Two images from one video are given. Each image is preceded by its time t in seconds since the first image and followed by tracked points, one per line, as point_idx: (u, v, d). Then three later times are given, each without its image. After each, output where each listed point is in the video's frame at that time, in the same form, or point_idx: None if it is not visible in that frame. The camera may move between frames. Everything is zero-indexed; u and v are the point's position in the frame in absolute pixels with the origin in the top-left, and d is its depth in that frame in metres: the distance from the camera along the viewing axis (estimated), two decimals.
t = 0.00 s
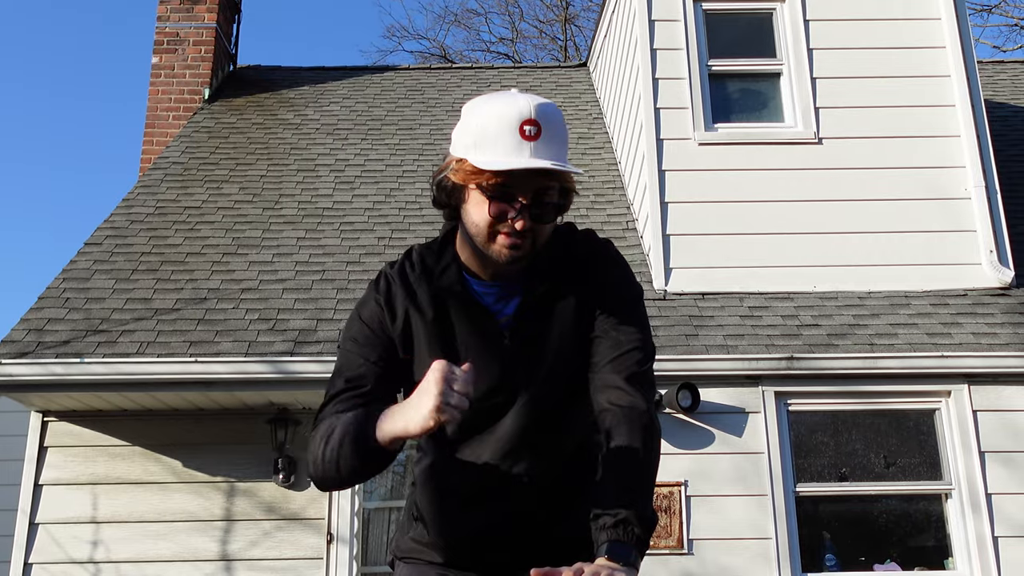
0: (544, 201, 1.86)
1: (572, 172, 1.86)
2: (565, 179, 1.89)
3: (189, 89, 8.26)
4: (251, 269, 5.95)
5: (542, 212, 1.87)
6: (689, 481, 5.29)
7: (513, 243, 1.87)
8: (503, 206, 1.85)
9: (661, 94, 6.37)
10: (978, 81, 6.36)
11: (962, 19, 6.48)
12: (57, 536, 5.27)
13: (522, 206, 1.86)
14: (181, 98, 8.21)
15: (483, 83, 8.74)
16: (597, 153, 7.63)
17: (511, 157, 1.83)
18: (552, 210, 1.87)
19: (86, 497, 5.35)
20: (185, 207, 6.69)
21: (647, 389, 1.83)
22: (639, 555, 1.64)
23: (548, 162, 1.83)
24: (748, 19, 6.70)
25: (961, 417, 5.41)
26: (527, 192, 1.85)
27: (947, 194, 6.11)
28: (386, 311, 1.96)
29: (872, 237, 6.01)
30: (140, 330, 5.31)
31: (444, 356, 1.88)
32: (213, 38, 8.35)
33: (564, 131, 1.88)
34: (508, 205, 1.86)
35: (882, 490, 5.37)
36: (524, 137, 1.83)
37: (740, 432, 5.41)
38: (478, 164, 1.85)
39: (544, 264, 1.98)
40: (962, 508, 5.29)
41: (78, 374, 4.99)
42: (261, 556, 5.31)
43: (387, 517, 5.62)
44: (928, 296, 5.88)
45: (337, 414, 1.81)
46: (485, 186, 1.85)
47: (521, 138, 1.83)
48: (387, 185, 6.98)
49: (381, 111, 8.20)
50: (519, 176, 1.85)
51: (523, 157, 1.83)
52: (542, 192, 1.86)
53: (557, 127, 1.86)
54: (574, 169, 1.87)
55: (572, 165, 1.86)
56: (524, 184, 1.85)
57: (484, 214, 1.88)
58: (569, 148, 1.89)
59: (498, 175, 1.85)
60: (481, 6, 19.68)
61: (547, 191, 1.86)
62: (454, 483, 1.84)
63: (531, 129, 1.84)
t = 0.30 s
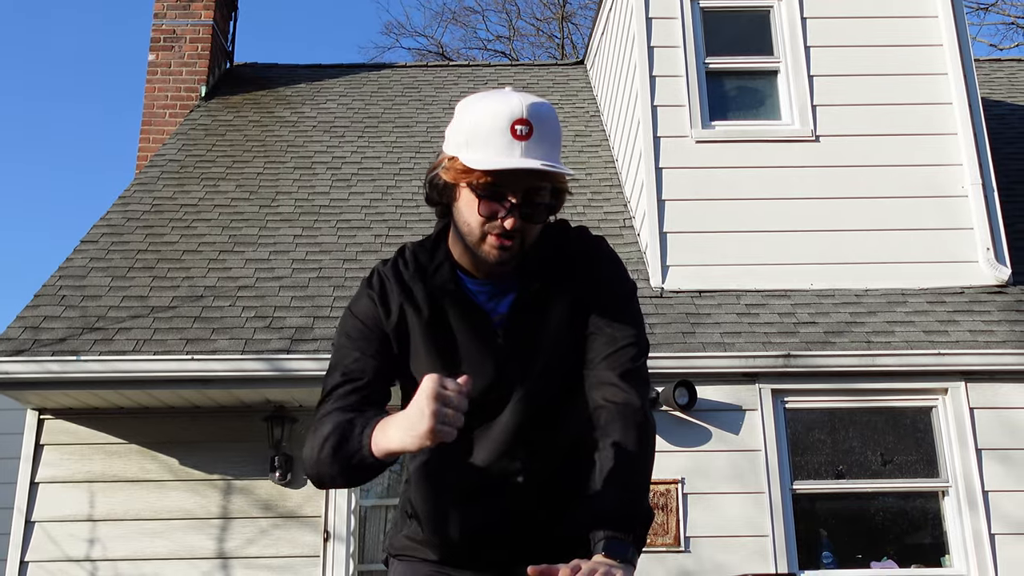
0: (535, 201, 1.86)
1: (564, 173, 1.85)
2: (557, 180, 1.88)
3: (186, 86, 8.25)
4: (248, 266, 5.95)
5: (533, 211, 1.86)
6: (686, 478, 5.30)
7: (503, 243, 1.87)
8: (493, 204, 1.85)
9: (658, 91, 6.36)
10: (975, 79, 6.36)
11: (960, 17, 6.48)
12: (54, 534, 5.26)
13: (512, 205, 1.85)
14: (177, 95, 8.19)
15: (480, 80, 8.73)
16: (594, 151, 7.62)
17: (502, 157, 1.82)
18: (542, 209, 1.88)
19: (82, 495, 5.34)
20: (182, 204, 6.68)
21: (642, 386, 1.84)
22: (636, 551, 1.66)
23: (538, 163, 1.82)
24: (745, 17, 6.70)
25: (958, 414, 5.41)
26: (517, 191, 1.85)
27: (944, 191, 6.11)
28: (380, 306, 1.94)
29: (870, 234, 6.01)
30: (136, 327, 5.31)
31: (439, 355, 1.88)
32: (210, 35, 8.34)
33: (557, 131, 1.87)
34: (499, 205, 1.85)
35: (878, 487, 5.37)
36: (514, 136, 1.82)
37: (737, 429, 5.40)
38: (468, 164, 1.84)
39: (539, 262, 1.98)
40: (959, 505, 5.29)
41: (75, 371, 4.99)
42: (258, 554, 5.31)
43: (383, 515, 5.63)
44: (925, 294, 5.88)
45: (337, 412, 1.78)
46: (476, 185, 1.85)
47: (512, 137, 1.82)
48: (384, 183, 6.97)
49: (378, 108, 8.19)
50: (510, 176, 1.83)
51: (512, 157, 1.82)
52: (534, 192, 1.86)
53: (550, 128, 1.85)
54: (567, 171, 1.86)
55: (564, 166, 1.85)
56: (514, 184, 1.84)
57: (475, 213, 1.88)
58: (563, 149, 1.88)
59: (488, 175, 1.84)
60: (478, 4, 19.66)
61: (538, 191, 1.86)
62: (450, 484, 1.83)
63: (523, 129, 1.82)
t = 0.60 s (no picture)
0: (521, 196, 1.84)
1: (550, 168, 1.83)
2: (545, 175, 1.86)
3: (182, 82, 8.24)
4: (244, 262, 5.94)
5: (518, 204, 1.84)
6: (683, 475, 5.30)
7: (490, 240, 1.85)
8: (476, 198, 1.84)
9: (655, 89, 6.36)
10: (972, 77, 6.36)
11: (957, 15, 6.48)
12: (50, 530, 5.25)
13: (497, 200, 1.84)
14: (174, 91, 8.18)
15: (477, 78, 8.73)
16: (591, 149, 7.62)
17: (483, 151, 1.82)
18: (530, 203, 1.85)
19: (78, 491, 5.33)
20: (178, 200, 6.67)
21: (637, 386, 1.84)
22: (633, 547, 1.63)
23: (522, 157, 1.81)
24: (742, 15, 6.69)
25: (954, 412, 5.41)
26: (502, 187, 1.84)
27: (941, 189, 6.11)
28: (368, 299, 1.90)
29: (866, 232, 6.02)
30: (132, 324, 5.30)
31: (431, 350, 1.87)
32: (206, 31, 8.32)
33: (542, 126, 1.85)
34: (483, 200, 1.84)
35: (874, 485, 5.37)
36: (496, 132, 1.82)
37: (733, 427, 5.41)
38: (450, 161, 1.84)
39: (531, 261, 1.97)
40: (954, 502, 5.31)
41: (71, 368, 4.98)
42: (254, 550, 5.30)
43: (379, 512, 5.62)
44: (922, 292, 5.89)
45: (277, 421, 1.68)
46: (460, 182, 1.85)
47: (494, 133, 1.82)
48: (381, 180, 6.97)
49: (375, 105, 8.18)
50: (492, 171, 1.83)
51: (494, 153, 1.81)
52: (518, 185, 1.84)
53: (535, 123, 1.84)
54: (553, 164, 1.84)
55: (549, 160, 1.83)
56: (499, 179, 1.84)
57: (461, 210, 1.88)
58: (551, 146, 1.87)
59: (472, 171, 1.84)
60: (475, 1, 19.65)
61: (523, 184, 1.84)
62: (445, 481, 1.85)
63: (505, 124, 1.82)
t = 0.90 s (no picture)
0: (507, 199, 1.83)
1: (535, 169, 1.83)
2: (529, 178, 1.86)
3: (179, 80, 8.23)
4: (240, 260, 5.93)
5: (503, 208, 1.83)
6: (679, 473, 5.30)
7: (475, 246, 1.84)
8: (460, 203, 1.82)
9: (652, 87, 6.36)
10: (969, 76, 6.37)
11: (954, 14, 6.49)
12: (45, 528, 5.24)
13: (482, 204, 1.83)
14: (170, 89, 8.17)
15: (474, 75, 8.73)
16: (587, 146, 7.62)
17: (467, 155, 1.81)
18: (515, 206, 1.84)
19: (73, 489, 5.33)
20: (174, 198, 6.66)
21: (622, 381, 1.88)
22: (629, 544, 1.65)
23: (506, 159, 1.81)
24: (740, 12, 6.67)
25: (951, 411, 5.42)
26: (487, 190, 1.83)
27: (937, 187, 6.12)
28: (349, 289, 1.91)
29: (863, 230, 6.03)
30: (128, 321, 5.30)
31: (414, 346, 1.88)
32: (203, 29, 8.31)
33: (525, 127, 1.86)
34: (468, 206, 1.83)
35: (871, 483, 5.38)
36: (479, 136, 1.82)
37: (730, 425, 5.41)
38: (434, 167, 1.83)
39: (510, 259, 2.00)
40: (951, 500, 5.32)
41: (67, 366, 4.98)
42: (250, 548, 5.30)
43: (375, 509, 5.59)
44: (918, 290, 5.89)
45: (244, 426, 1.68)
46: (444, 188, 1.83)
47: (478, 136, 1.82)
48: (377, 177, 6.96)
49: (371, 103, 8.17)
50: (477, 175, 1.83)
51: (477, 157, 1.81)
52: (503, 188, 1.83)
53: (517, 125, 1.84)
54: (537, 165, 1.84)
55: (533, 162, 1.84)
56: (484, 182, 1.83)
57: (446, 217, 1.86)
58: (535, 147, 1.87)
59: (456, 176, 1.83)
60: None
61: (507, 187, 1.84)
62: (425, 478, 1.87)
63: (487, 127, 1.82)
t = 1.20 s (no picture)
0: (489, 196, 1.84)
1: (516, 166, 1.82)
2: (514, 176, 1.85)
3: (177, 78, 8.23)
4: (238, 258, 5.93)
5: (484, 208, 1.84)
6: (678, 472, 5.30)
7: (459, 244, 1.86)
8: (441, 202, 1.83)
9: (650, 85, 6.37)
10: (967, 75, 6.37)
11: (952, 13, 6.50)
12: (43, 526, 5.24)
13: (463, 203, 1.84)
14: (168, 87, 8.17)
15: (472, 74, 8.73)
16: (585, 145, 7.62)
17: (445, 154, 1.81)
18: (499, 206, 1.85)
19: (71, 487, 5.32)
20: (172, 196, 6.66)
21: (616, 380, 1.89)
22: (627, 542, 1.65)
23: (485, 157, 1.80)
24: (738, 11, 6.67)
25: (949, 409, 5.42)
26: (468, 188, 1.83)
27: (936, 186, 6.12)
28: (341, 277, 1.91)
29: (861, 229, 6.03)
30: (127, 319, 5.29)
31: (405, 338, 1.89)
32: (201, 27, 8.31)
33: (505, 125, 1.84)
34: (449, 204, 1.84)
35: (869, 480, 5.37)
36: (457, 134, 1.81)
37: (729, 423, 5.40)
38: (414, 167, 1.83)
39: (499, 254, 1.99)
40: (949, 498, 5.32)
41: (65, 363, 4.97)
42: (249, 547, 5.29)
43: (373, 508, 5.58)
44: (917, 288, 5.89)
45: (241, 416, 1.68)
46: (425, 188, 1.84)
47: (455, 135, 1.81)
48: (376, 176, 6.96)
49: (369, 101, 8.17)
50: (458, 174, 1.83)
51: (455, 156, 1.80)
52: (485, 187, 1.83)
53: (498, 123, 1.83)
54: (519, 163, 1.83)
55: (513, 160, 1.82)
56: (464, 181, 1.83)
57: (428, 217, 1.87)
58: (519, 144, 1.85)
59: (436, 176, 1.83)
60: None
61: (490, 185, 1.84)
62: (411, 474, 1.84)
63: (466, 125, 1.81)
